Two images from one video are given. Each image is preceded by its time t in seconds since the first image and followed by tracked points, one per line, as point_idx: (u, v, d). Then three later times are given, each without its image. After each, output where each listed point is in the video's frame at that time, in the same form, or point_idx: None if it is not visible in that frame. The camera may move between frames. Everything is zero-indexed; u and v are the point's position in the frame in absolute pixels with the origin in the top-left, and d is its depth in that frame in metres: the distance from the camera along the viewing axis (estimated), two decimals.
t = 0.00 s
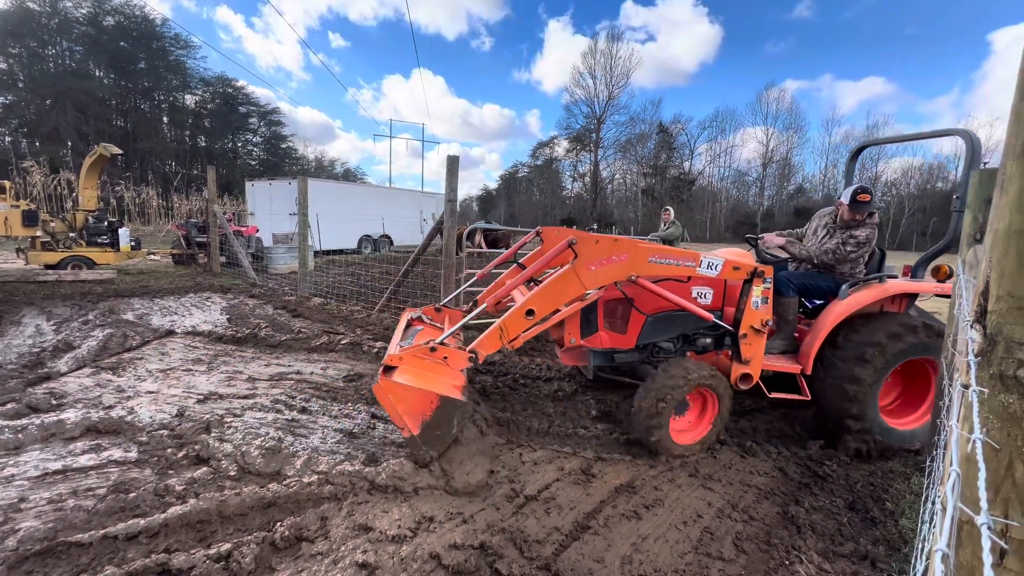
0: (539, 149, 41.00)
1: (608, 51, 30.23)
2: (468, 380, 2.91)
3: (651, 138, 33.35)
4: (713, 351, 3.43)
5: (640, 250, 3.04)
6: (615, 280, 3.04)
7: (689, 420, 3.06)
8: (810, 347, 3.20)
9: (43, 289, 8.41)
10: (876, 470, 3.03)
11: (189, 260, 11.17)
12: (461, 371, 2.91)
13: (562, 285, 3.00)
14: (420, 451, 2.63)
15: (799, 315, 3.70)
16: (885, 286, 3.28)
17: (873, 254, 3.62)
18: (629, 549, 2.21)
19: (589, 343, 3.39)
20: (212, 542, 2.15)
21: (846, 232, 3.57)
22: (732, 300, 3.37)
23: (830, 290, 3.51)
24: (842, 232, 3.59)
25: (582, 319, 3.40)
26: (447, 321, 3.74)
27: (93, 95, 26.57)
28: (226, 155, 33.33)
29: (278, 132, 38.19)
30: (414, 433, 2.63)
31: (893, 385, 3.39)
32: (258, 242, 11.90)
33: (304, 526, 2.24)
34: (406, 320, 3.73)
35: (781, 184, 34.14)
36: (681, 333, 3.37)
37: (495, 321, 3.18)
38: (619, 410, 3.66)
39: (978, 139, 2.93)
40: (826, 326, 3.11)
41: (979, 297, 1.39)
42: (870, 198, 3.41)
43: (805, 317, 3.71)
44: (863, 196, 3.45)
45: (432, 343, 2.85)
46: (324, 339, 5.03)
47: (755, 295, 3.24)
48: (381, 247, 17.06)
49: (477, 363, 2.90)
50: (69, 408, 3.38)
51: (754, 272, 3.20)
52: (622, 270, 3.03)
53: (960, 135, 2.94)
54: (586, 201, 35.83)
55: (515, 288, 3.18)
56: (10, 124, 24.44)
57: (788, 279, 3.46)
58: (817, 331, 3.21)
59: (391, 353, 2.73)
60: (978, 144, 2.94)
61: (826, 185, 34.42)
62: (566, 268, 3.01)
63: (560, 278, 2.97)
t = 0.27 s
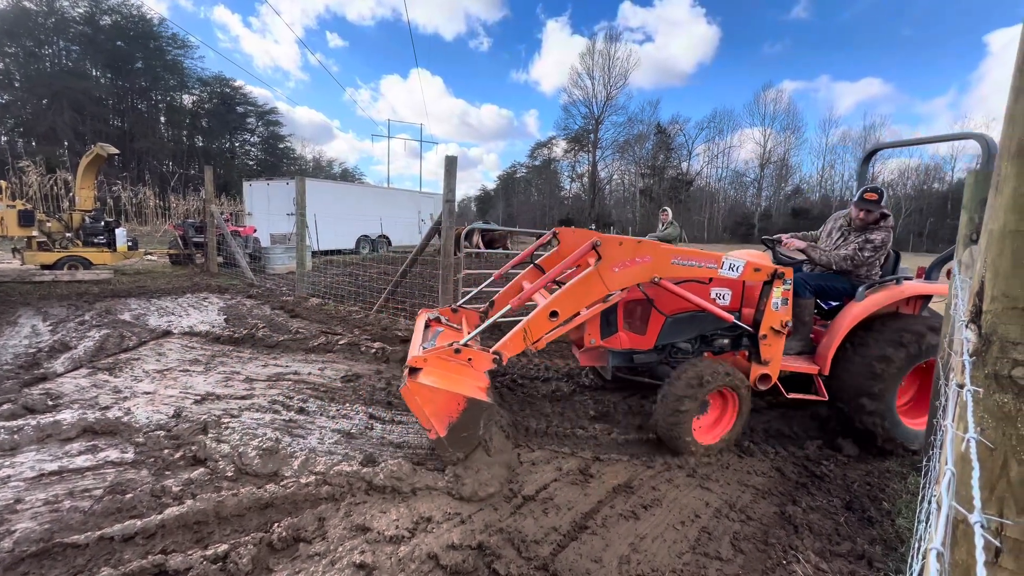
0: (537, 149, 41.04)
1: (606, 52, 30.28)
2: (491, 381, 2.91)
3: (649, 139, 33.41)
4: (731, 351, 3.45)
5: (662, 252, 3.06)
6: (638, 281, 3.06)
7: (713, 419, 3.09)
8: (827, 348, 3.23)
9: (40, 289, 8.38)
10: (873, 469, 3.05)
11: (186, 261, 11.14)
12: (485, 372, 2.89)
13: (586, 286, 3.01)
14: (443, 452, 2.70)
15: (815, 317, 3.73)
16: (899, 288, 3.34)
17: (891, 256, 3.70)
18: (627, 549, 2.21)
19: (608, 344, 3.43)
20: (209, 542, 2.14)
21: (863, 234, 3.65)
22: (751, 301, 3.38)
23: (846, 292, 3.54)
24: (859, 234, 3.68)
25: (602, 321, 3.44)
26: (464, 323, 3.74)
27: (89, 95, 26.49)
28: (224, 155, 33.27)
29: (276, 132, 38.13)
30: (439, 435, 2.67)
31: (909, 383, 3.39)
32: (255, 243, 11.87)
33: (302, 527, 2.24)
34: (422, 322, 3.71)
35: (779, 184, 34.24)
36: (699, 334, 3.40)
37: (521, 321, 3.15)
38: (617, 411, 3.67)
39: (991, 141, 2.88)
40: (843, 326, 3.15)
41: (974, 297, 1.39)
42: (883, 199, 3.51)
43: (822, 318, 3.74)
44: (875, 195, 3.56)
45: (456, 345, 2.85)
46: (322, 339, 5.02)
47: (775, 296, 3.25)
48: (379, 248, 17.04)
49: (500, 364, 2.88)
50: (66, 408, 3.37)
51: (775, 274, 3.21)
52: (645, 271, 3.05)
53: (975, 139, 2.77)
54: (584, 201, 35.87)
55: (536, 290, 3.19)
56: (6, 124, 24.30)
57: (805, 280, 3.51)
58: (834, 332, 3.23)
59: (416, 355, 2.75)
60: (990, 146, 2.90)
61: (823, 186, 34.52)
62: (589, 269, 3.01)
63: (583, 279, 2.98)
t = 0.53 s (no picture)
0: (536, 150, 41.10)
1: (605, 53, 30.34)
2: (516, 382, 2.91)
3: (648, 140, 33.48)
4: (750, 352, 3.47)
5: (685, 254, 3.06)
6: (662, 283, 3.07)
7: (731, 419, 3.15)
8: (844, 350, 3.27)
9: (37, 289, 8.36)
10: (870, 470, 3.06)
11: (184, 261, 11.13)
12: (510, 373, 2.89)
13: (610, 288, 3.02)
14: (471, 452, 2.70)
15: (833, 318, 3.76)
16: (918, 288, 3.35)
17: (903, 257, 3.75)
18: (625, 550, 2.22)
19: (628, 345, 3.49)
20: (206, 544, 2.14)
21: (876, 234, 3.70)
22: (770, 303, 3.40)
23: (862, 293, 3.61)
24: (872, 235, 3.72)
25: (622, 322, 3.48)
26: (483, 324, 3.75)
27: (87, 95, 26.45)
28: (222, 155, 33.25)
29: (274, 133, 38.10)
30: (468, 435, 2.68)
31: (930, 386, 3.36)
32: (253, 243, 11.85)
33: (300, 528, 2.24)
34: (441, 323, 3.73)
35: (777, 185, 34.34)
36: (718, 335, 3.44)
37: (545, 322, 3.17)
38: (616, 412, 3.68)
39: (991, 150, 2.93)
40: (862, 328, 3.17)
41: (968, 298, 1.39)
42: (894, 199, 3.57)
43: (837, 320, 3.76)
44: (885, 195, 3.62)
45: (481, 345, 2.85)
46: (320, 340, 5.01)
47: (795, 298, 3.23)
48: (377, 248, 17.03)
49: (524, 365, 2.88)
50: (63, 409, 3.36)
51: (795, 276, 3.19)
52: (668, 274, 3.05)
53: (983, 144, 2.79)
54: (582, 202, 35.92)
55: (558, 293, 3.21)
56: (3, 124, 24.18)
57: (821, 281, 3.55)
58: (851, 332, 3.27)
59: (442, 357, 2.76)
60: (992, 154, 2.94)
61: (820, 187, 34.65)
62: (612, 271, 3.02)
63: (607, 281, 2.98)
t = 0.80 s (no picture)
0: (535, 151, 41.13)
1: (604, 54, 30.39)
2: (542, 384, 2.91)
3: (647, 142, 33.54)
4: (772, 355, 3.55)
5: (710, 257, 3.07)
6: (687, 286, 3.07)
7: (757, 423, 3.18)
8: (864, 352, 3.33)
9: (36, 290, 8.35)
10: (869, 471, 3.06)
11: (183, 262, 11.12)
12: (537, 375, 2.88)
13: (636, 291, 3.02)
14: (499, 452, 2.70)
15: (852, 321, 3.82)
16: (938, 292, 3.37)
17: (922, 260, 3.74)
18: (624, 551, 2.21)
19: (651, 347, 3.42)
20: (205, 545, 2.14)
21: (894, 236, 3.73)
22: (792, 306, 3.45)
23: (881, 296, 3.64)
24: (890, 237, 3.75)
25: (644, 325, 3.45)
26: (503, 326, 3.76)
27: (87, 96, 26.45)
28: (222, 157, 33.26)
29: (274, 134, 38.11)
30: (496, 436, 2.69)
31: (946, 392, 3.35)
32: (252, 244, 11.84)
33: (299, 529, 2.23)
34: (461, 325, 3.73)
35: (776, 187, 34.39)
36: (739, 337, 3.46)
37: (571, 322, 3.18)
38: (615, 413, 3.68)
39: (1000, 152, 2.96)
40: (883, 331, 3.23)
41: (966, 300, 1.39)
42: (910, 202, 3.62)
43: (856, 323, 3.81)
44: (899, 197, 3.67)
45: (508, 347, 2.84)
46: (319, 341, 5.01)
47: (818, 301, 3.30)
48: (376, 250, 17.02)
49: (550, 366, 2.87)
50: (61, 411, 3.35)
51: (818, 279, 3.27)
52: (693, 276, 3.05)
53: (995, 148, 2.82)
54: (581, 203, 35.95)
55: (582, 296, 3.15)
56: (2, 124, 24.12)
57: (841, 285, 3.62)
58: (872, 336, 3.33)
59: (469, 358, 2.76)
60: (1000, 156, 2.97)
61: (819, 189, 34.71)
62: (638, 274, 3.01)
63: (633, 284, 2.97)
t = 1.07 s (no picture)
0: (535, 153, 41.18)
1: (604, 56, 30.45)
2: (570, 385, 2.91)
3: (648, 143, 33.57)
4: (790, 356, 3.61)
5: (736, 260, 3.09)
6: (712, 288, 3.08)
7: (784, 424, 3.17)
8: (886, 354, 3.32)
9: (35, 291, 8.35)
10: (869, 473, 3.05)
11: (183, 263, 11.12)
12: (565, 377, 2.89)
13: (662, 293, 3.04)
14: (530, 453, 2.71)
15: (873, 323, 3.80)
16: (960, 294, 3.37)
17: (941, 263, 3.78)
18: (624, 553, 2.21)
19: (674, 349, 3.41)
20: (204, 546, 2.13)
21: (914, 239, 3.76)
22: (812, 308, 3.41)
23: (903, 299, 3.64)
24: (910, 240, 3.78)
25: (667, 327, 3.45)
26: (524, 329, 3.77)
27: (87, 97, 26.49)
28: (222, 158, 33.31)
29: (274, 135, 38.17)
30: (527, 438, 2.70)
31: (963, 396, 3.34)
32: (252, 245, 11.84)
33: (298, 531, 2.23)
34: (483, 328, 3.74)
35: (776, 188, 34.44)
36: (760, 339, 3.47)
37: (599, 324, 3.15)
38: (616, 414, 3.69)
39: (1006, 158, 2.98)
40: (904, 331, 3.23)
41: (966, 301, 1.39)
42: (932, 204, 3.64)
43: (876, 326, 3.76)
44: (920, 201, 3.69)
45: (536, 350, 2.88)
46: (319, 342, 5.00)
47: (841, 303, 3.33)
48: (377, 251, 17.01)
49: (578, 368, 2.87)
50: (60, 412, 3.35)
51: (841, 282, 3.31)
52: (719, 279, 3.07)
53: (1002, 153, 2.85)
54: (582, 205, 35.97)
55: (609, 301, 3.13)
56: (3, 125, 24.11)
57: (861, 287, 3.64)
58: (894, 338, 3.33)
59: (498, 360, 2.77)
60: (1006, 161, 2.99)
61: (819, 191, 34.75)
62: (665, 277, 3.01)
63: (660, 287, 2.98)
